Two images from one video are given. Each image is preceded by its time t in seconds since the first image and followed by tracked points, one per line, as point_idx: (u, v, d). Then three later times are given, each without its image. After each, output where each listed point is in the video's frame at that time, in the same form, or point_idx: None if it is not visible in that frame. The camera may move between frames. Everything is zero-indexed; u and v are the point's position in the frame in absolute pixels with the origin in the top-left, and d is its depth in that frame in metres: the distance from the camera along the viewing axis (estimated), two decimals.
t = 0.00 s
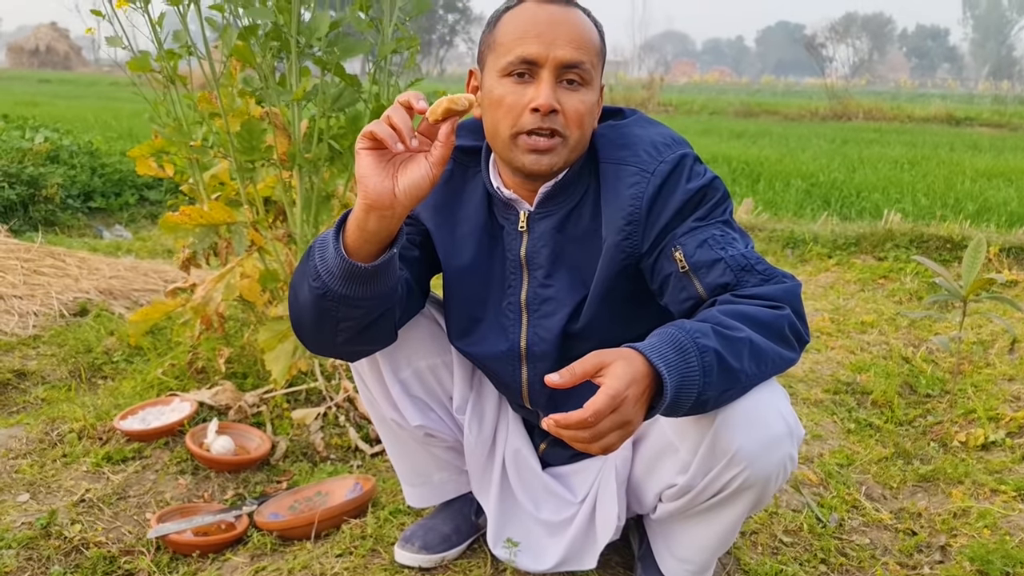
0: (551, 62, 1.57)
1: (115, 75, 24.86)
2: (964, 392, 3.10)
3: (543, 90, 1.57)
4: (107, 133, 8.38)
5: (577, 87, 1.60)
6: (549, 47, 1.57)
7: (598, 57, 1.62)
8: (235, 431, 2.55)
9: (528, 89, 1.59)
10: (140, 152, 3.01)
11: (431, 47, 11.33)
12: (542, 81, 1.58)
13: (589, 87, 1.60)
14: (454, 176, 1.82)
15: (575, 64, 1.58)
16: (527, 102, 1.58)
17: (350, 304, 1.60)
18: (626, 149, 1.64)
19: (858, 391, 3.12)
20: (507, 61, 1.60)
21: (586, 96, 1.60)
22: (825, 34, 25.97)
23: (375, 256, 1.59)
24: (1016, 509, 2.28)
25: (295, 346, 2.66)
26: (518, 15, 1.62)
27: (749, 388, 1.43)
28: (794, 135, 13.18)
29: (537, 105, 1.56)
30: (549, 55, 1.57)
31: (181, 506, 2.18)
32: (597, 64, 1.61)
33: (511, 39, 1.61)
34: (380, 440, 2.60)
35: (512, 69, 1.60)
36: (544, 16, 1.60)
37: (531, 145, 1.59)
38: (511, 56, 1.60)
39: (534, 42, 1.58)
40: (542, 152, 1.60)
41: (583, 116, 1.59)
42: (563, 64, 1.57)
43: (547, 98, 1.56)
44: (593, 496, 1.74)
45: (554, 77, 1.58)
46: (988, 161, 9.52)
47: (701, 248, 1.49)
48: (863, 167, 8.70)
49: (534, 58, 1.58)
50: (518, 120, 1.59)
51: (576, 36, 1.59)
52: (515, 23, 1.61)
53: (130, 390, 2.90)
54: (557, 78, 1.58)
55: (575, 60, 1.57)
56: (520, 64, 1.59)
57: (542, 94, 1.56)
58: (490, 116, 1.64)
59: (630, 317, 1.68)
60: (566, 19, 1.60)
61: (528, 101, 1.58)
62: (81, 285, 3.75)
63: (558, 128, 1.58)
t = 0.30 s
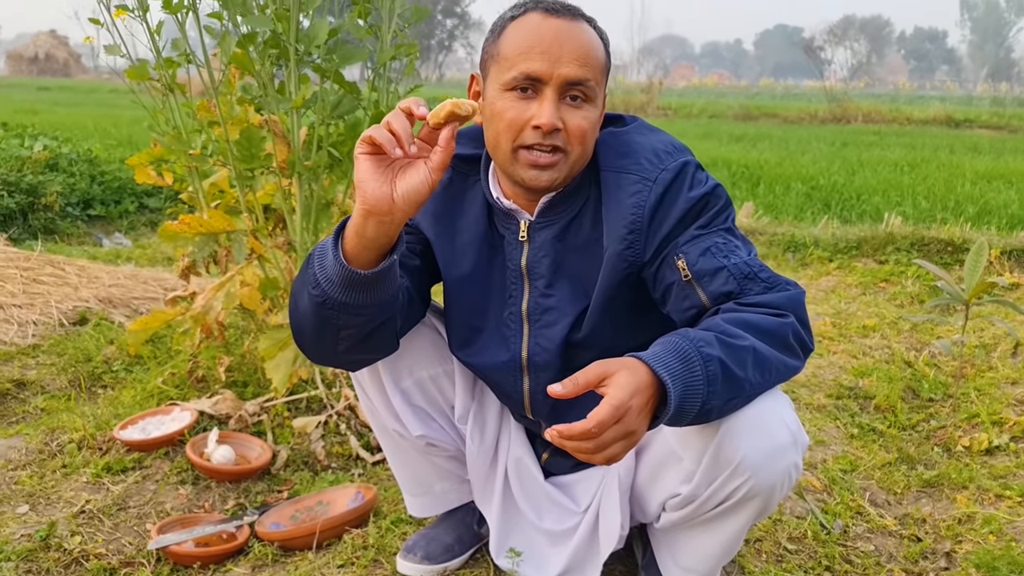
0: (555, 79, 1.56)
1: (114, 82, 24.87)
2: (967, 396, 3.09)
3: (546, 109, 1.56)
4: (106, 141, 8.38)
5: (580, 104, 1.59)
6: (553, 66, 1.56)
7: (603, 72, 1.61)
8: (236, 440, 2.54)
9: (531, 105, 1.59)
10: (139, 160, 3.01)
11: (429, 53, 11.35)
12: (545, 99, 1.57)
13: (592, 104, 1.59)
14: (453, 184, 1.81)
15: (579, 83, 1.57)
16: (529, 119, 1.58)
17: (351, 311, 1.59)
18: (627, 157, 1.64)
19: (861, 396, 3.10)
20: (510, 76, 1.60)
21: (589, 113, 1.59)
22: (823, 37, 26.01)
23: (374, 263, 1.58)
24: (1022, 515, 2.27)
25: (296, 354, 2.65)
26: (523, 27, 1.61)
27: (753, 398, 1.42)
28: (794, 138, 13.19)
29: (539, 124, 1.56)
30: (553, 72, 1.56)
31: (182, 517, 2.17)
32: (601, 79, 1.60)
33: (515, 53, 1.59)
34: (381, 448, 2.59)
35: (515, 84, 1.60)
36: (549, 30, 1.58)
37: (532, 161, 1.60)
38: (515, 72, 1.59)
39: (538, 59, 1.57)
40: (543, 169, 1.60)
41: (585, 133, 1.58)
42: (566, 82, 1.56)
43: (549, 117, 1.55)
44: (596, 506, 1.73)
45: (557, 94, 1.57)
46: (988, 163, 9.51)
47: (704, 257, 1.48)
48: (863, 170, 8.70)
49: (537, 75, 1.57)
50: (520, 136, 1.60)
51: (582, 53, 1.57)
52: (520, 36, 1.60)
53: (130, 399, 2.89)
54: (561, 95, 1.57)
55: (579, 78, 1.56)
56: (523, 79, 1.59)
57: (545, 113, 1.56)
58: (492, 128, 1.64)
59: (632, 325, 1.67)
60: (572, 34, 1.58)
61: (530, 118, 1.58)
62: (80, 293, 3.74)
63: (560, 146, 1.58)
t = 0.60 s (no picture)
0: (556, 81, 1.55)
1: (109, 88, 24.84)
2: (968, 397, 3.08)
3: (547, 110, 1.55)
4: (102, 147, 8.36)
5: (582, 105, 1.58)
6: (555, 67, 1.55)
7: (605, 74, 1.60)
8: (234, 445, 2.52)
9: (532, 106, 1.58)
10: (136, 165, 2.99)
11: (426, 57, 11.36)
12: (546, 100, 1.56)
13: (593, 105, 1.58)
14: (451, 186, 1.79)
15: (581, 84, 1.55)
16: (530, 120, 1.57)
17: (346, 318, 1.58)
18: (628, 158, 1.62)
19: (862, 398, 3.09)
20: (511, 77, 1.59)
21: (590, 115, 1.58)
22: (819, 40, 26.07)
23: (367, 269, 1.57)
24: None
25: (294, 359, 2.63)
26: (524, 29, 1.59)
27: (757, 400, 1.41)
28: (790, 140, 13.21)
29: (541, 126, 1.55)
30: (554, 74, 1.55)
31: (180, 523, 2.15)
32: (602, 81, 1.59)
33: (516, 54, 1.58)
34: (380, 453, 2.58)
35: (516, 86, 1.59)
36: (550, 32, 1.57)
37: (533, 162, 1.59)
38: (516, 73, 1.58)
39: (540, 60, 1.56)
40: (544, 170, 1.59)
41: (587, 135, 1.57)
42: (568, 83, 1.55)
43: (550, 119, 1.54)
44: (599, 510, 1.71)
45: (558, 96, 1.56)
46: (984, 165, 9.52)
47: (706, 258, 1.47)
48: (861, 172, 8.71)
49: (538, 76, 1.56)
50: (521, 137, 1.58)
51: (584, 55, 1.56)
52: (521, 37, 1.59)
53: (127, 405, 2.87)
54: (562, 96, 1.56)
55: (581, 80, 1.55)
56: (525, 81, 1.57)
57: (546, 114, 1.55)
58: (492, 130, 1.63)
59: (634, 328, 1.65)
60: (573, 35, 1.57)
61: (531, 119, 1.57)
62: (77, 299, 3.72)
63: (561, 147, 1.57)
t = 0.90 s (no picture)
0: (540, 83, 1.53)
1: (89, 93, 24.62)
2: (955, 398, 3.08)
3: (532, 113, 1.53)
4: (81, 152, 8.27)
5: (567, 107, 1.56)
6: (539, 69, 1.53)
7: (590, 76, 1.58)
8: (218, 454, 2.48)
9: (517, 109, 1.55)
10: (116, 170, 2.94)
11: (408, 61, 11.32)
12: (531, 103, 1.54)
13: (579, 108, 1.56)
14: (438, 189, 1.76)
15: (566, 86, 1.53)
16: (515, 123, 1.54)
17: (333, 321, 1.55)
18: (616, 160, 1.60)
19: (850, 400, 3.09)
20: (495, 79, 1.56)
21: (576, 117, 1.56)
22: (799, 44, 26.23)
23: (355, 271, 1.53)
24: (1016, 518, 2.24)
25: (279, 366, 2.60)
26: (507, 30, 1.57)
27: (750, 404, 1.39)
28: (773, 143, 13.27)
29: (526, 128, 1.52)
30: (538, 76, 1.53)
31: (163, 534, 2.11)
32: (588, 82, 1.57)
33: (499, 56, 1.56)
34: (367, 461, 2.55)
35: (500, 88, 1.56)
36: (534, 33, 1.55)
37: (519, 166, 1.56)
38: (500, 75, 1.56)
39: (524, 62, 1.54)
40: (530, 174, 1.56)
41: (573, 137, 1.55)
42: (552, 85, 1.53)
43: (536, 121, 1.52)
44: (591, 516, 1.69)
45: (543, 98, 1.54)
46: (965, 166, 9.59)
47: (696, 261, 1.46)
48: (843, 173, 8.74)
49: (522, 78, 1.54)
50: (506, 141, 1.56)
51: (568, 56, 1.54)
52: (504, 39, 1.57)
53: (108, 414, 2.82)
54: (547, 98, 1.54)
55: (566, 82, 1.53)
56: (509, 83, 1.55)
57: (531, 117, 1.53)
58: (477, 133, 1.60)
59: (624, 332, 1.63)
60: (557, 36, 1.55)
61: (516, 122, 1.54)
62: (56, 307, 3.66)
63: (547, 150, 1.55)
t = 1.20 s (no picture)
0: (498, 83, 1.51)
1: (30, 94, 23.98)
2: (906, 398, 3.13)
3: (489, 114, 1.50)
4: (23, 156, 8.03)
5: (525, 109, 1.53)
6: (496, 69, 1.50)
7: (548, 77, 1.56)
8: (168, 468, 2.40)
9: (474, 111, 1.53)
10: (58, 175, 2.85)
11: (361, 64, 11.23)
12: (488, 104, 1.51)
13: (537, 109, 1.54)
14: (394, 196, 1.73)
15: (523, 87, 1.51)
16: (472, 125, 1.52)
17: (284, 332, 1.50)
18: (576, 166, 1.58)
19: (805, 403, 3.12)
20: (452, 81, 1.54)
21: (534, 119, 1.54)
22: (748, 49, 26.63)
23: (307, 280, 1.49)
24: (968, 517, 2.27)
25: (231, 376, 2.54)
26: (463, 32, 1.55)
27: (712, 411, 1.38)
28: (724, 147, 13.43)
29: (483, 130, 1.50)
30: (495, 76, 1.51)
31: (110, 552, 2.03)
32: (545, 84, 1.55)
33: (456, 58, 1.54)
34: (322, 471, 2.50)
35: (457, 90, 1.54)
36: (490, 34, 1.53)
37: (477, 169, 1.54)
38: (456, 77, 1.53)
39: (480, 63, 1.51)
40: (489, 176, 1.54)
41: (531, 138, 1.53)
42: (510, 86, 1.51)
43: (493, 122, 1.49)
44: (552, 525, 1.67)
45: (500, 99, 1.51)
46: (910, 170, 9.82)
47: (657, 267, 1.45)
48: (793, 177, 8.88)
49: (479, 79, 1.51)
50: (463, 143, 1.53)
51: (525, 57, 1.52)
52: (460, 41, 1.54)
53: (51, 428, 2.73)
54: (504, 100, 1.52)
55: (523, 82, 1.51)
56: (466, 84, 1.53)
57: (488, 118, 1.50)
58: (434, 137, 1.57)
59: (585, 340, 1.61)
60: (514, 36, 1.53)
61: (473, 124, 1.52)
62: None
63: (505, 152, 1.52)
